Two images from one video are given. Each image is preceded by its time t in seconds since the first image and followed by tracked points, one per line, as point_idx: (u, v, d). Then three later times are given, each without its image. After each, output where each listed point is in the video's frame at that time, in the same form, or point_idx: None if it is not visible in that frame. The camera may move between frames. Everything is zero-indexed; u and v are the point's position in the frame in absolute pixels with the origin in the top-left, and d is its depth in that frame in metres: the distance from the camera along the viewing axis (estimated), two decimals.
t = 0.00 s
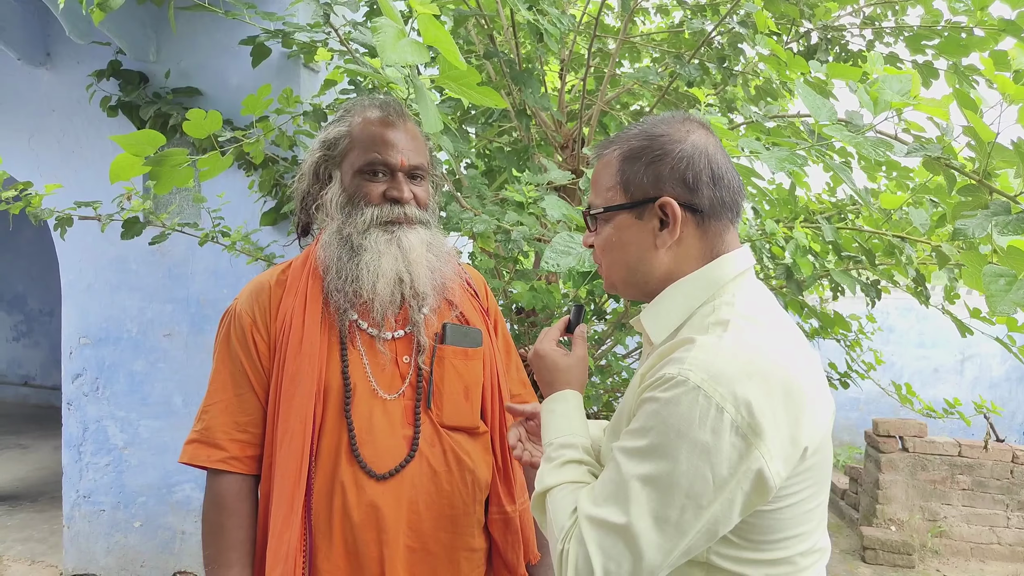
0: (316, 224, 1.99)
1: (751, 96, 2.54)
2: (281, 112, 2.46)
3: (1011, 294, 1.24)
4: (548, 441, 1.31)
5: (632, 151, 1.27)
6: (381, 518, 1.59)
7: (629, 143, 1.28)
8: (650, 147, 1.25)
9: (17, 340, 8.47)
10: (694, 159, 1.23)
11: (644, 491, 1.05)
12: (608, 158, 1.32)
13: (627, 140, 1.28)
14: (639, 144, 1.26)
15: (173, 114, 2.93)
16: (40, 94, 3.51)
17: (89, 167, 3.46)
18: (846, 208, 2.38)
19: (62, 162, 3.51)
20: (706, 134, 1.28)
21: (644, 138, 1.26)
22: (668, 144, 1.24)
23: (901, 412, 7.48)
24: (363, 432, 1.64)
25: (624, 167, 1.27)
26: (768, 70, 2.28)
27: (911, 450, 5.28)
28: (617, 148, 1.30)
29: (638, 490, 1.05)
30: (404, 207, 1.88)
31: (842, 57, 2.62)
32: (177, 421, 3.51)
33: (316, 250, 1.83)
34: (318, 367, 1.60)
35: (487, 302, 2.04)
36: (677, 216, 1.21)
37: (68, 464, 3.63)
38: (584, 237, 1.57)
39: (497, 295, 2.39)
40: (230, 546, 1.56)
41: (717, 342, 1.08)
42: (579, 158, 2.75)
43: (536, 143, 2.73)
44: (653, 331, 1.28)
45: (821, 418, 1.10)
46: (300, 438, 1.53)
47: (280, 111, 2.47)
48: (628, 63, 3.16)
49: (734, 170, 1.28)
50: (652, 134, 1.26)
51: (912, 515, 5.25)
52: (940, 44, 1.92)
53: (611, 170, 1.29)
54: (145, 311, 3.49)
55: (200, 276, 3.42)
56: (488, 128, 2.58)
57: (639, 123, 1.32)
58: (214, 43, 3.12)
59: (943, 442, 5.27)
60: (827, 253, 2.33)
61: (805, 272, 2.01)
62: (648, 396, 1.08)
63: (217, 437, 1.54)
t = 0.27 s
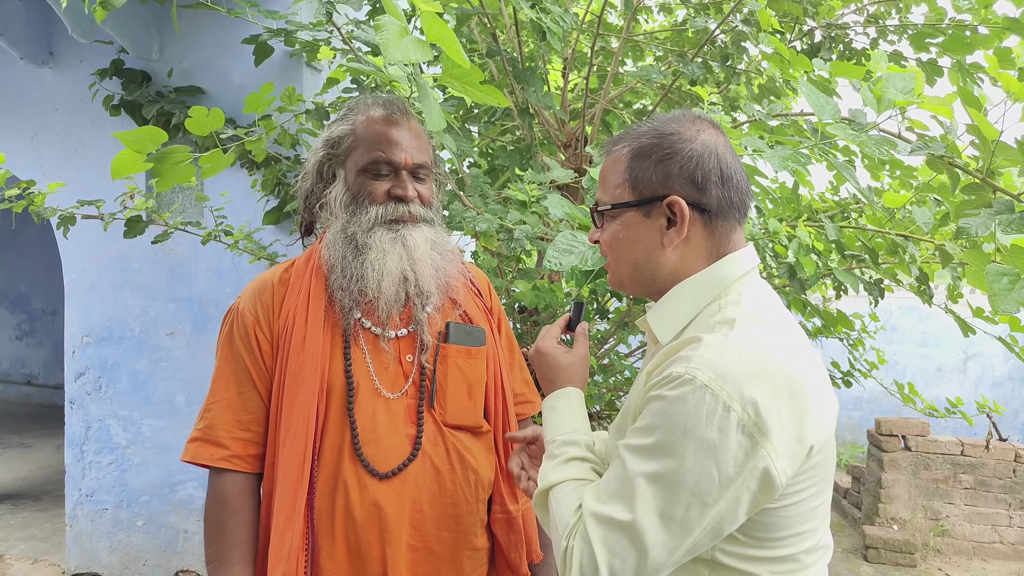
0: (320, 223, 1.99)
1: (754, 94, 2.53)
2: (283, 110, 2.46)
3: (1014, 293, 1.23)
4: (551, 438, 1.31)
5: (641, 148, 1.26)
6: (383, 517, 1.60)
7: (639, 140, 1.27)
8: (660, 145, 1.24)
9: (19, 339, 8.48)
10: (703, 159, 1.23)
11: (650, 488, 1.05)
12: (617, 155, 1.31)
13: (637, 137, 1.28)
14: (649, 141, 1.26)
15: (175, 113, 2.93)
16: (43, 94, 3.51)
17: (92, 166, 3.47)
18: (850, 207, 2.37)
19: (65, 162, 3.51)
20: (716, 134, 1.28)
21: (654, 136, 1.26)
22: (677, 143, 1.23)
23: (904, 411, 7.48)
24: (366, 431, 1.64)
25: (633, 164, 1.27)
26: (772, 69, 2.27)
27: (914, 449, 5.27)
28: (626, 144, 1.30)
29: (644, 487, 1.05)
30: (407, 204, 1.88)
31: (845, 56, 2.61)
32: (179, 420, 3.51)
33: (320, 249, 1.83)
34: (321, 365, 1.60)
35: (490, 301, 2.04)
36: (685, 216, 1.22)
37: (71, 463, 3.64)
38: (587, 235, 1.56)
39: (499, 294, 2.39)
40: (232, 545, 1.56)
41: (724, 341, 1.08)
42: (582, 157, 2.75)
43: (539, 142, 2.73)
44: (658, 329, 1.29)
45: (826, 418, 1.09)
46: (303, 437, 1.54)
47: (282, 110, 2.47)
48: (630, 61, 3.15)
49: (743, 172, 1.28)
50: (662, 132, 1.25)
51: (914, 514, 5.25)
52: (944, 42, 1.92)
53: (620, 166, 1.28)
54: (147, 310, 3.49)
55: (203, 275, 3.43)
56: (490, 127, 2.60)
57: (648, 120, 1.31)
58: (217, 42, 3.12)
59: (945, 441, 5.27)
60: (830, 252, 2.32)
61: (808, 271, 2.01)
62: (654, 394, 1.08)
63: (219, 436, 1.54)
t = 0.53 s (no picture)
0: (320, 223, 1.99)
1: (753, 94, 2.54)
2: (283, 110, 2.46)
3: (1011, 294, 1.24)
4: (541, 431, 1.31)
5: (648, 146, 1.26)
6: (383, 517, 1.60)
7: (646, 137, 1.27)
8: (666, 144, 1.24)
9: (18, 339, 8.48)
10: (709, 159, 1.23)
11: (641, 485, 1.05)
12: (623, 151, 1.31)
13: (644, 134, 1.28)
14: (656, 139, 1.26)
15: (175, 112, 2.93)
16: (43, 93, 3.51)
17: (92, 166, 3.47)
18: (849, 207, 2.38)
19: (65, 161, 3.51)
20: (722, 134, 1.28)
21: (661, 134, 1.26)
22: (684, 142, 1.23)
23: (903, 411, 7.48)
24: (366, 432, 1.64)
25: (638, 162, 1.27)
26: (772, 69, 2.28)
27: (913, 449, 5.28)
28: (632, 141, 1.30)
29: (636, 484, 1.05)
30: (407, 199, 1.88)
31: (845, 56, 2.62)
32: (178, 420, 3.51)
33: (319, 248, 1.83)
34: (321, 366, 1.60)
35: (490, 301, 2.04)
36: (688, 216, 1.22)
37: (71, 463, 3.63)
38: (587, 234, 1.56)
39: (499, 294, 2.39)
40: (233, 545, 1.56)
41: (722, 342, 1.09)
42: (581, 157, 2.75)
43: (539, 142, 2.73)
44: (657, 328, 1.30)
45: (823, 420, 1.09)
46: (304, 438, 1.54)
47: (282, 109, 2.47)
48: (630, 61, 3.16)
49: (748, 173, 1.29)
50: (669, 130, 1.25)
51: (913, 513, 5.25)
52: (943, 43, 1.92)
53: (626, 163, 1.28)
54: (147, 309, 3.49)
55: (202, 274, 3.43)
56: (490, 127, 2.59)
57: (656, 117, 1.31)
58: (217, 41, 3.12)
59: (944, 440, 5.28)
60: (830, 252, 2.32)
61: (808, 271, 2.01)
62: (651, 392, 1.08)
63: (220, 436, 1.54)
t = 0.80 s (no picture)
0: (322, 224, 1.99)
1: (753, 94, 2.54)
2: (284, 111, 2.47)
3: (1012, 293, 1.24)
4: (507, 411, 1.31)
5: (661, 144, 1.26)
6: (385, 517, 1.61)
7: (658, 135, 1.27)
8: (679, 143, 1.24)
9: (20, 340, 8.48)
10: (722, 160, 1.23)
11: (626, 468, 1.08)
12: (634, 149, 1.31)
13: (656, 133, 1.28)
14: (668, 138, 1.26)
15: (176, 114, 2.94)
16: (44, 95, 3.52)
17: (93, 168, 3.47)
18: (849, 206, 2.38)
19: (66, 163, 3.52)
20: (735, 134, 1.28)
21: (674, 133, 1.26)
22: (697, 142, 1.23)
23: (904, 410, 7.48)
24: (368, 433, 1.65)
25: (650, 160, 1.27)
26: (771, 68, 2.28)
27: (914, 448, 5.27)
28: (644, 139, 1.30)
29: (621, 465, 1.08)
30: (408, 203, 1.88)
31: (845, 55, 2.62)
32: (180, 420, 3.51)
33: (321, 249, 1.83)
34: (323, 366, 1.61)
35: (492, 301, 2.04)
36: (700, 216, 1.22)
37: (73, 464, 3.64)
38: (587, 234, 1.56)
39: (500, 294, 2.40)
40: (236, 545, 1.56)
41: (721, 339, 1.09)
42: (582, 157, 2.75)
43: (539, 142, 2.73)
44: (663, 328, 1.31)
45: (821, 420, 1.10)
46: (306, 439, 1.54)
47: (283, 111, 2.48)
48: (630, 61, 3.16)
49: (760, 176, 1.29)
50: (682, 130, 1.25)
51: (915, 513, 5.25)
52: (943, 42, 1.92)
53: (637, 162, 1.28)
54: (148, 311, 3.50)
55: (203, 276, 3.43)
56: (490, 127, 2.59)
57: (668, 116, 1.31)
58: (218, 43, 3.13)
59: (946, 440, 5.28)
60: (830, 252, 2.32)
61: (808, 271, 2.01)
62: (647, 382, 1.10)
63: (223, 437, 1.55)
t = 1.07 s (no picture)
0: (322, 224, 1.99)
1: (752, 93, 2.53)
2: (283, 111, 2.47)
3: (1011, 291, 1.24)
4: (482, 401, 1.34)
5: (666, 142, 1.26)
6: (385, 515, 1.61)
7: (663, 133, 1.26)
8: (684, 141, 1.24)
9: (19, 341, 8.48)
10: (727, 158, 1.23)
11: (622, 453, 1.10)
12: (639, 146, 1.31)
13: (661, 130, 1.27)
14: (673, 136, 1.25)
15: (175, 114, 2.94)
16: (43, 95, 3.52)
17: (92, 168, 3.47)
18: (848, 205, 2.39)
19: (66, 164, 3.52)
20: (740, 132, 1.28)
21: (679, 130, 1.25)
22: (702, 140, 1.23)
23: (904, 408, 7.48)
24: (369, 431, 1.65)
25: (656, 158, 1.26)
26: (771, 67, 2.28)
27: (914, 446, 5.28)
28: (649, 136, 1.29)
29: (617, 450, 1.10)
30: (408, 204, 1.87)
31: (844, 54, 2.62)
32: (180, 421, 3.52)
33: (321, 249, 1.83)
34: (323, 365, 1.61)
35: (492, 299, 2.04)
36: (705, 214, 1.23)
37: (73, 465, 3.64)
38: (588, 234, 1.56)
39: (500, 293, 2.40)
40: (235, 544, 1.56)
41: (719, 332, 1.11)
42: (581, 157, 2.75)
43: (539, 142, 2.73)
44: (665, 324, 1.31)
45: (818, 416, 1.11)
46: (307, 438, 1.54)
47: (282, 111, 2.48)
48: (629, 60, 3.16)
49: (765, 173, 1.29)
50: (688, 128, 1.25)
51: (915, 511, 5.26)
52: (942, 40, 1.93)
53: (642, 159, 1.28)
54: (148, 311, 3.50)
55: (203, 276, 3.43)
56: (490, 127, 2.59)
57: (672, 113, 1.31)
58: (217, 43, 3.13)
59: (945, 438, 5.28)
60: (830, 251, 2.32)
61: (807, 269, 2.01)
62: (645, 370, 1.11)
63: (222, 436, 1.55)
